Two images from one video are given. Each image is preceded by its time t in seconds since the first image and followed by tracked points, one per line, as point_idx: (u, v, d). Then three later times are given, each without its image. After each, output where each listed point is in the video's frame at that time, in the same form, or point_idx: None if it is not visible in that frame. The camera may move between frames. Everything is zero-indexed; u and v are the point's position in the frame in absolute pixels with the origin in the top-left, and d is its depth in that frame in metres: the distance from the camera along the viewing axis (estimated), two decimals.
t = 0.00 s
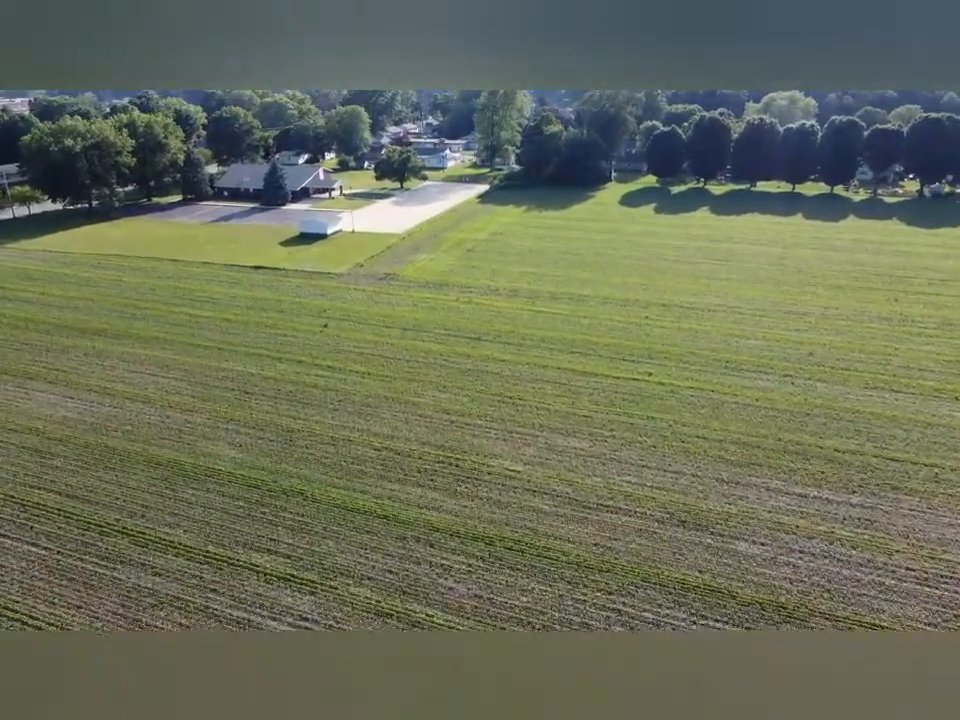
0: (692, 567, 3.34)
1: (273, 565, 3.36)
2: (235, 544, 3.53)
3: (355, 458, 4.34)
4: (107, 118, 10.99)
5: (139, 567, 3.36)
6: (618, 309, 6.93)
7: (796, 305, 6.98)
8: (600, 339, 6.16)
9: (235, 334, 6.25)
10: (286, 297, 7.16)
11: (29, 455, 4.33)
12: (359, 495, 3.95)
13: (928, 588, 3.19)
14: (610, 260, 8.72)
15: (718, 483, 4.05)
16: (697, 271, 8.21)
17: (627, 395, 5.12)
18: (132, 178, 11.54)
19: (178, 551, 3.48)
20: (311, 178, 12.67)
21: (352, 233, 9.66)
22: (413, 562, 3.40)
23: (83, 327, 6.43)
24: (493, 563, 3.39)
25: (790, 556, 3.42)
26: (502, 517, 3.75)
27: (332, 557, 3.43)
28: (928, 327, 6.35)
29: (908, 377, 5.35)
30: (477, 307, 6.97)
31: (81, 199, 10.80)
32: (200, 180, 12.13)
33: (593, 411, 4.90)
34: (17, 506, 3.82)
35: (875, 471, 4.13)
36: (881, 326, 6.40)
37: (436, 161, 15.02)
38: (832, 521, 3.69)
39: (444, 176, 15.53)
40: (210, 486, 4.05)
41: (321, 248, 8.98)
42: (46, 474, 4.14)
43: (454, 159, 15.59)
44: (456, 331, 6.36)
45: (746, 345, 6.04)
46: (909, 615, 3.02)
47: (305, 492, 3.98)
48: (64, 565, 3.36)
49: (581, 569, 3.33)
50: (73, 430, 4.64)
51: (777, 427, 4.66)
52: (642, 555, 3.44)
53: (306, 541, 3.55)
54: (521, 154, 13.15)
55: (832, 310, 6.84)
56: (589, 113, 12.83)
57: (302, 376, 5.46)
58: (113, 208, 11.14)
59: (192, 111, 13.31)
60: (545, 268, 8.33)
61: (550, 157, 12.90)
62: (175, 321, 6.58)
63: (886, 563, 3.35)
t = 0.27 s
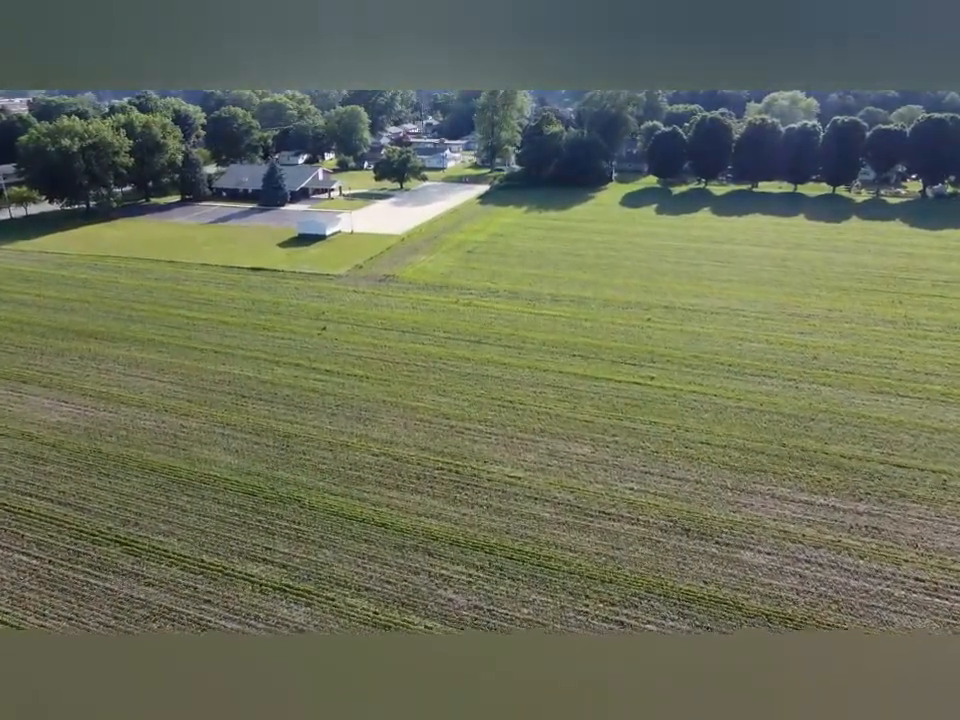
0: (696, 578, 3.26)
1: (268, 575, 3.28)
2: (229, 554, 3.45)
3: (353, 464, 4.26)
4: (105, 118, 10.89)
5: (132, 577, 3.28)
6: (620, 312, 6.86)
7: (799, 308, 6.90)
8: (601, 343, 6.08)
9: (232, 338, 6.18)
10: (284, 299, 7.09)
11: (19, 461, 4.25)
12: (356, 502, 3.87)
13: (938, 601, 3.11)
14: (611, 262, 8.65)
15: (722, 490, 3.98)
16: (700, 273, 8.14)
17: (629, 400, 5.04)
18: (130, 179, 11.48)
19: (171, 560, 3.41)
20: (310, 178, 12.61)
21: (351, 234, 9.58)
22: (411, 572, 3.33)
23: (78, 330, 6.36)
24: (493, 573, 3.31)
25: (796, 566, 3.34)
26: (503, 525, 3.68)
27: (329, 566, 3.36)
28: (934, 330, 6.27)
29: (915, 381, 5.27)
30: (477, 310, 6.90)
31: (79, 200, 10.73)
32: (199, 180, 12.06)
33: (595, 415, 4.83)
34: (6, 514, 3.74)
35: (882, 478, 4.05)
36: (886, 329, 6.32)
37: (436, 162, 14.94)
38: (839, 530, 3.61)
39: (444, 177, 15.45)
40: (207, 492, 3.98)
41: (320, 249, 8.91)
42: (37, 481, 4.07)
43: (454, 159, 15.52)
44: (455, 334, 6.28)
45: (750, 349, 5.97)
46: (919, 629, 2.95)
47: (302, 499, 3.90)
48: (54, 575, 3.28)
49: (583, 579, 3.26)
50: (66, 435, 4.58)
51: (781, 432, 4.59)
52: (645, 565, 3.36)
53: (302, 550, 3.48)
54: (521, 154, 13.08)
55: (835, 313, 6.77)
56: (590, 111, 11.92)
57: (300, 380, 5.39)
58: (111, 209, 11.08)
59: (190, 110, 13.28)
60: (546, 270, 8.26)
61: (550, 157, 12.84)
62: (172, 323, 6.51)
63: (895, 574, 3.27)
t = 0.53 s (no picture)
0: (701, 588, 3.19)
1: (264, 586, 3.20)
2: (224, 563, 3.37)
3: (351, 471, 4.19)
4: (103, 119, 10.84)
5: (124, 588, 3.21)
6: (621, 314, 6.78)
7: (803, 310, 6.83)
8: (602, 346, 6.00)
9: (229, 340, 6.11)
10: (282, 301, 7.02)
11: (11, 468, 4.18)
12: (353, 510, 3.80)
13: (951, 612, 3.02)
14: (612, 263, 8.58)
15: (726, 497, 3.91)
16: (702, 275, 8.06)
17: (631, 404, 4.97)
18: (128, 179, 11.40)
19: (164, 569, 3.34)
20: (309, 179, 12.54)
21: (351, 235, 9.51)
22: (410, 582, 3.26)
23: (74, 332, 6.29)
24: (494, 584, 3.24)
25: (802, 577, 3.26)
26: (504, 534, 3.61)
27: (326, 576, 3.29)
28: (939, 333, 6.19)
29: (922, 385, 5.20)
30: (477, 312, 6.82)
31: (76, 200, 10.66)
32: (198, 181, 11.99)
33: (596, 420, 4.76)
34: None
35: (889, 485, 3.98)
36: (891, 332, 6.25)
37: (436, 162, 14.87)
38: (847, 539, 3.53)
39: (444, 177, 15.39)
40: (201, 499, 3.91)
41: (318, 250, 8.84)
42: (30, 489, 3.99)
43: (454, 160, 15.46)
44: (455, 337, 6.21)
45: (753, 352, 5.90)
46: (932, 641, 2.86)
47: (298, 507, 3.83)
48: (43, 586, 3.20)
49: (585, 590, 3.19)
50: (60, 441, 4.51)
51: (786, 438, 4.52)
52: (648, 575, 3.28)
53: (299, 559, 3.41)
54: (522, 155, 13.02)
55: (838, 316, 6.70)
56: (591, 112, 12.46)
57: (297, 384, 5.32)
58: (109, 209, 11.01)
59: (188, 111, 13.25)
60: (546, 271, 8.18)
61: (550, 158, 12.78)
62: (169, 326, 6.44)
63: (904, 584, 3.19)
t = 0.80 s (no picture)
0: (705, 601, 3.12)
1: (259, 597, 3.13)
2: (219, 573, 3.30)
3: (349, 477, 4.12)
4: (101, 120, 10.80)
5: (116, 599, 3.14)
6: (622, 316, 6.72)
7: (806, 313, 6.77)
8: (603, 349, 5.94)
9: (226, 343, 6.05)
10: (280, 303, 6.96)
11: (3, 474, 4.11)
12: (351, 518, 3.73)
13: None
14: (613, 264, 8.52)
15: (730, 505, 3.84)
16: (704, 277, 8.00)
17: (633, 408, 4.91)
18: (126, 180, 11.30)
19: (158, 579, 3.26)
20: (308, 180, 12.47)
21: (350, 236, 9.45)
22: (408, 594, 3.18)
23: (70, 335, 6.22)
24: (494, 596, 3.17)
25: (809, 587, 3.20)
26: (504, 543, 3.53)
27: (323, 587, 3.21)
28: (944, 336, 6.14)
29: (927, 389, 5.14)
30: (477, 314, 6.76)
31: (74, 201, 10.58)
32: (196, 182, 11.93)
33: (597, 425, 4.70)
34: None
35: (896, 492, 3.91)
36: (894, 335, 6.19)
37: (436, 162, 14.80)
38: (854, 548, 3.46)
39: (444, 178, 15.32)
40: (197, 506, 3.84)
41: (317, 251, 8.77)
42: (23, 496, 3.92)
43: (454, 160, 15.39)
44: (455, 339, 6.14)
45: (757, 355, 5.84)
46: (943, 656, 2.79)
47: (296, 514, 3.76)
48: (34, 597, 3.14)
49: (587, 602, 3.11)
50: (54, 447, 4.43)
51: (790, 443, 4.45)
52: (652, 585, 3.21)
53: (295, 569, 3.33)
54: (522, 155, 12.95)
55: (842, 318, 6.63)
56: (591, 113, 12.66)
57: (295, 387, 5.25)
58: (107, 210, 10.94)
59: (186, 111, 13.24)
60: (547, 273, 8.12)
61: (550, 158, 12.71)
62: (165, 328, 6.37)
63: (913, 595, 3.12)
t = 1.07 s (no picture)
0: (710, 611, 3.05)
1: (255, 606, 3.07)
2: (213, 582, 3.23)
3: (347, 483, 4.06)
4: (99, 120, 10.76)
5: (109, 609, 3.08)
6: (623, 318, 6.65)
7: (809, 315, 6.71)
8: (604, 352, 5.88)
9: (224, 346, 5.99)
10: (278, 305, 6.90)
11: None
12: (348, 526, 3.66)
13: None
14: (614, 265, 8.46)
15: (735, 511, 3.78)
16: (705, 278, 7.94)
17: (634, 412, 4.85)
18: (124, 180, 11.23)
19: (151, 588, 3.20)
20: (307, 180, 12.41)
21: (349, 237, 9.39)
22: (406, 604, 3.12)
23: (65, 338, 6.16)
24: (495, 606, 3.10)
25: (815, 596, 3.14)
26: (504, 551, 3.47)
27: (320, 596, 3.16)
28: (948, 338, 6.08)
29: (932, 392, 5.08)
30: (477, 316, 6.70)
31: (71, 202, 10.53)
32: (195, 182, 11.87)
33: (599, 429, 4.64)
34: None
35: (901, 499, 3.85)
36: (898, 337, 6.13)
37: (436, 163, 14.73)
38: (860, 556, 3.40)
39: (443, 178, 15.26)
40: (191, 513, 3.77)
41: (316, 252, 8.71)
42: (15, 502, 3.86)
43: (454, 160, 15.33)
44: (455, 341, 6.08)
45: (760, 357, 5.77)
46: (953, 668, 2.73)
47: (293, 522, 3.70)
48: (25, 608, 3.07)
49: (589, 612, 3.05)
50: (48, 452, 4.37)
51: (794, 448, 4.39)
52: (655, 596, 3.15)
53: (291, 578, 3.27)
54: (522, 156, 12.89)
55: (845, 320, 6.57)
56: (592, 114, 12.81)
57: (293, 390, 5.19)
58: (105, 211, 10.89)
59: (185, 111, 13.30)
60: (547, 274, 8.06)
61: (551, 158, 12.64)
62: (163, 330, 6.31)
63: (921, 606, 3.07)
